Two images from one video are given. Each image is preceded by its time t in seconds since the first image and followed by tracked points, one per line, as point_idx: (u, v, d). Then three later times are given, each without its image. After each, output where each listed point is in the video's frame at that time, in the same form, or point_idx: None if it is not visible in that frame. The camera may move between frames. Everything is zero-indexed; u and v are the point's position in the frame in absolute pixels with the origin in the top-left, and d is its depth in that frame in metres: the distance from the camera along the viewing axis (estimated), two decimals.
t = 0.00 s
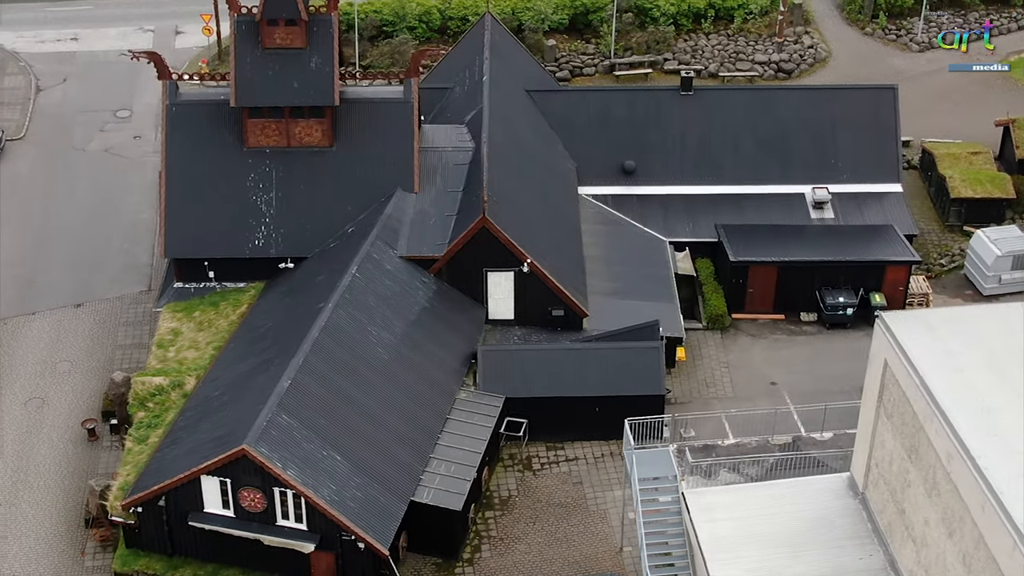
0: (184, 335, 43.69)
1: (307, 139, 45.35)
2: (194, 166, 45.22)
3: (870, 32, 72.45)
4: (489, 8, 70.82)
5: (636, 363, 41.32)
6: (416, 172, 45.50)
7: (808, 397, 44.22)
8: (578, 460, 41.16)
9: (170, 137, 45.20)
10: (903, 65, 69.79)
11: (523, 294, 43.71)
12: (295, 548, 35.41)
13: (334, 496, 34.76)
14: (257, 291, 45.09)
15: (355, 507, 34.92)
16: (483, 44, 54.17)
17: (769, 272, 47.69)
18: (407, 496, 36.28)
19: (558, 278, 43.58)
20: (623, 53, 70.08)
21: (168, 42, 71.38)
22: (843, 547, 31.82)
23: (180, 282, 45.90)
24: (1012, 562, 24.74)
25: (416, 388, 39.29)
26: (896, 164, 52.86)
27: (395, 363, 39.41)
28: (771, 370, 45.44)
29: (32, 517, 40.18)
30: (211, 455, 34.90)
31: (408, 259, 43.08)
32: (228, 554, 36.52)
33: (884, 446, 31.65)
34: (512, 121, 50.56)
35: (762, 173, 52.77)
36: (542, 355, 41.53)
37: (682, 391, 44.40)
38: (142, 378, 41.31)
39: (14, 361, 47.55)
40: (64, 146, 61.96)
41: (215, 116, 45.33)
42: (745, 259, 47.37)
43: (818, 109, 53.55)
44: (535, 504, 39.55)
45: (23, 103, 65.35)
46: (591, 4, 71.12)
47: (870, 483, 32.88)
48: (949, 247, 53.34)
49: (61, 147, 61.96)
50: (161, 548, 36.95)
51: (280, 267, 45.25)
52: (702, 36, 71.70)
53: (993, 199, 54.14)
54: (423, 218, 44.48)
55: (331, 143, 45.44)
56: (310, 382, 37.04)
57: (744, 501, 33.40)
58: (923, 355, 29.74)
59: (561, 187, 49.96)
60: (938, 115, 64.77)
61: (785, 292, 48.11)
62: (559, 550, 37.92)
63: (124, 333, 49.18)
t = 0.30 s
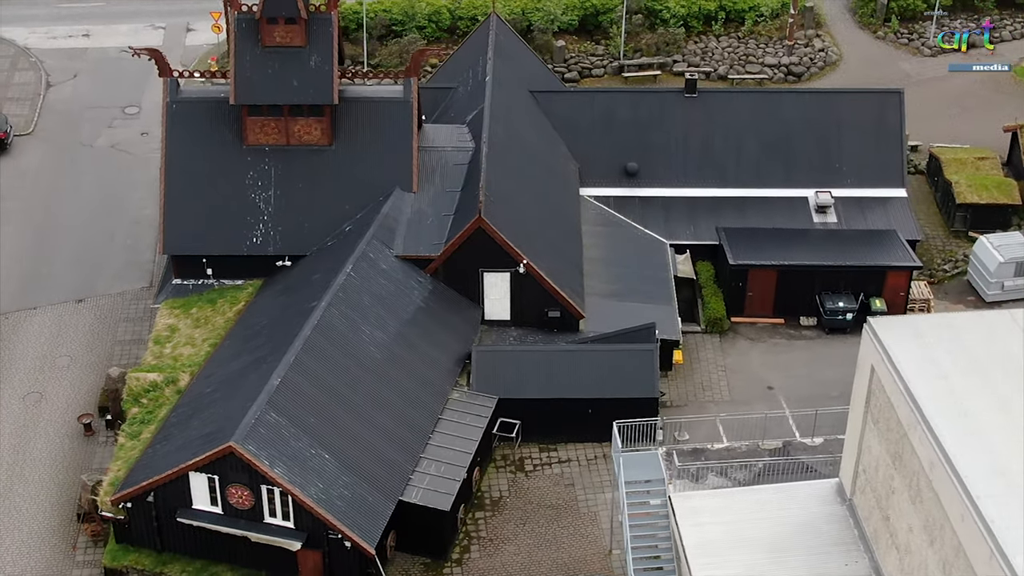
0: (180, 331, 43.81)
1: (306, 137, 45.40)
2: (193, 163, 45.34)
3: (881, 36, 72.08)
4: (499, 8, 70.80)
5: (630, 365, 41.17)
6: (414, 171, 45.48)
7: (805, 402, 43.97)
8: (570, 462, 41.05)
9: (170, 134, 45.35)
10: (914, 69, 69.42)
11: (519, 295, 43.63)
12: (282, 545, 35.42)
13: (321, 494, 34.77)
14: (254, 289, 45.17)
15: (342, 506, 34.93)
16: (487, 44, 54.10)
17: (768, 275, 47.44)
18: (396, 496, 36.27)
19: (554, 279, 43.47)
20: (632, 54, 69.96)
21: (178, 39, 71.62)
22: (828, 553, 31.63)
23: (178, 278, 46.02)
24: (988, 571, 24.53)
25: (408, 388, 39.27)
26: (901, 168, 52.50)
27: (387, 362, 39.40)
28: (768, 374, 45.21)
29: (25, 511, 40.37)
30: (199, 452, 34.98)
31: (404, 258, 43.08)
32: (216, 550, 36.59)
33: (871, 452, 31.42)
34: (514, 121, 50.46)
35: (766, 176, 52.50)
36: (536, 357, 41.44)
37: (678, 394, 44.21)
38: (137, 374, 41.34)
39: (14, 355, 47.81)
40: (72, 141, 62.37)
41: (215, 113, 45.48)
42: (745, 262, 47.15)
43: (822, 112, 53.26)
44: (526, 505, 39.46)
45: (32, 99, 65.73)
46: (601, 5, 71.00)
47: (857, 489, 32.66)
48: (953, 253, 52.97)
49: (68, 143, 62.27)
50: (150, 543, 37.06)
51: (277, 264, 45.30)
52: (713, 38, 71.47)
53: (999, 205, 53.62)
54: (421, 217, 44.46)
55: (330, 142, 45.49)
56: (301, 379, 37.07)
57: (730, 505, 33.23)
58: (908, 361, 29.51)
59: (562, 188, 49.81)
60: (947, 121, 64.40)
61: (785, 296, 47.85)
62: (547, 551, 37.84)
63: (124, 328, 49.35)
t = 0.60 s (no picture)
0: (177, 328, 43.95)
1: (306, 135, 45.47)
2: (193, 160, 45.47)
3: (893, 40, 71.63)
4: (509, 9, 70.78)
5: (624, 367, 41.03)
6: (413, 170, 45.48)
7: (801, 407, 43.74)
8: (563, 463, 40.98)
9: (170, 131, 45.51)
10: (925, 74, 68.99)
11: (515, 295, 43.56)
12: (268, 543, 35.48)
13: (308, 492, 34.77)
14: (252, 286, 45.28)
15: (330, 504, 34.93)
16: (492, 45, 54.01)
17: (768, 279, 47.22)
18: (385, 495, 36.25)
19: (551, 280, 43.36)
20: (642, 55, 69.81)
21: (189, 37, 71.85)
22: (813, 559, 31.47)
23: (177, 275, 46.18)
24: None
25: (400, 387, 39.25)
26: (906, 173, 52.14)
27: (380, 361, 39.38)
28: (765, 378, 45.00)
29: (18, 504, 40.57)
30: (187, 448, 35.07)
31: (400, 258, 43.08)
32: (205, 547, 36.70)
33: (857, 459, 31.21)
34: (516, 121, 50.37)
35: (769, 179, 52.23)
36: (531, 358, 41.36)
37: (674, 397, 44.08)
38: (132, 369, 41.49)
39: (14, 349, 48.09)
40: (79, 137, 62.70)
41: (215, 111, 45.60)
42: (745, 266, 46.92)
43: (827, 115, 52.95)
44: (517, 506, 39.47)
45: (42, 94, 66.07)
46: (611, 6, 70.85)
47: (844, 495, 32.46)
48: (957, 259, 52.62)
49: (76, 139, 62.60)
50: (140, 539, 37.22)
51: (275, 262, 45.37)
52: (723, 40, 71.20)
53: (1005, 211, 53.25)
54: (418, 217, 44.43)
55: (329, 140, 45.54)
56: (291, 377, 37.09)
57: (716, 510, 33.11)
58: (893, 368, 29.29)
59: (563, 189, 49.68)
60: (957, 126, 64.03)
61: (785, 300, 47.60)
62: (536, 553, 37.90)
63: (124, 324, 49.55)
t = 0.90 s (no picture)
0: (174, 324, 44.07)
1: (305, 134, 45.52)
2: (193, 158, 45.61)
3: (905, 44, 71.21)
4: (518, 9, 70.77)
5: (617, 369, 40.89)
6: (412, 170, 45.46)
7: (797, 412, 43.54)
8: (555, 465, 40.92)
9: (170, 128, 45.65)
10: (936, 78, 68.57)
11: (511, 296, 43.48)
12: (255, 540, 35.54)
13: (295, 491, 34.79)
14: (249, 284, 45.37)
15: (316, 502, 34.93)
16: (496, 45, 53.93)
17: (767, 283, 47.01)
18: (373, 494, 36.25)
19: (547, 282, 43.26)
20: (651, 57, 69.66)
21: (200, 34, 72.05)
22: (796, 565, 31.33)
23: (175, 271, 46.33)
24: None
25: (392, 386, 39.24)
26: (911, 178, 51.78)
27: (372, 360, 39.37)
28: (762, 383, 44.80)
29: (11, 497, 40.73)
30: (176, 445, 35.16)
31: (396, 257, 43.07)
32: (194, 543, 36.80)
33: (842, 464, 30.99)
34: (518, 121, 50.27)
35: (772, 183, 51.97)
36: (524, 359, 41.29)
37: (669, 400, 43.95)
38: (127, 364, 41.61)
39: (14, 344, 48.33)
40: (86, 133, 62.94)
41: (215, 108, 45.72)
42: (744, 269, 46.74)
43: (832, 119, 52.61)
44: (507, 507, 39.41)
45: (52, 90, 66.36)
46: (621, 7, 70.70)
47: (830, 501, 32.27)
48: (961, 265, 52.25)
49: (83, 135, 62.82)
50: (129, 534, 37.35)
51: (273, 260, 45.45)
52: (733, 43, 70.92)
53: (1010, 218, 52.87)
54: (415, 216, 44.41)
55: (328, 139, 45.57)
56: (281, 375, 37.12)
57: (702, 514, 32.99)
58: (878, 373, 29.06)
59: (564, 190, 49.56)
60: (966, 132, 63.66)
61: (784, 304, 47.36)
62: (524, 554, 37.85)
63: (124, 320, 49.72)
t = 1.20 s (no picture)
0: (170, 321, 44.21)
1: (304, 132, 45.57)
2: (193, 155, 45.73)
3: (917, 48, 70.73)
4: (528, 10, 70.63)
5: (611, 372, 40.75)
6: (410, 170, 45.45)
7: (793, 417, 43.32)
8: (548, 467, 40.83)
9: (171, 125, 45.80)
10: (947, 83, 68.08)
11: (507, 297, 43.42)
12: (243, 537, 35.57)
13: (282, 488, 34.81)
14: (247, 281, 45.46)
15: (304, 500, 34.95)
16: (500, 45, 53.85)
17: (767, 287, 46.77)
18: (362, 493, 36.24)
19: (543, 283, 43.16)
20: (660, 59, 69.53)
21: (211, 31, 72.26)
22: (780, 571, 31.19)
23: (174, 268, 46.36)
24: None
25: (384, 385, 39.23)
26: (915, 183, 51.44)
27: (365, 359, 39.37)
28: (758, 387, 44.59)
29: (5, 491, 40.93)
30: (165, 441, 35.25)
31: (392, 256, 43.08)
32: (183, 539, 36.90)
33: (827, 470, 30.78)
34: (519, 122, 50.18)
35: (775, 187, 51.73)
36: (518, 360, 41.23)
37: (665, 403, 43.80)
38: (122, 360, 41.83)
39: (15, 338, 48.58)
40: (94, 129, 63.23)
41: (215, 106, 45.82)
42: (743, 273, 46.53)
43: (837, 123, 52.29)
44: (498, 508, 39.32)
45: (62, 86, 66.68)
46: (631, 9, 70.49)
47: (817, 507, 32.08)
48: (965, 271, 51.83)
49: (91, 131, 63.10)
50: (119, 529, 37.46)
51: (271, 258, 45.51)
52: (744, 45, 70.59)
53: (1016, 225, 52.43)
54: (413, 216, 44.41)
55: (327, 138, 45.61)
56: (272, 373, 37.17)
57: (688, 518, 32.84)
58: (862, 380, 28.85)
59: (565, 191, 49.45)
60: (975, 138, 63.22)
61: (784, 308, 47.13)
62: (513, 555, 37.77)
63: (125, 315, 49.89)
